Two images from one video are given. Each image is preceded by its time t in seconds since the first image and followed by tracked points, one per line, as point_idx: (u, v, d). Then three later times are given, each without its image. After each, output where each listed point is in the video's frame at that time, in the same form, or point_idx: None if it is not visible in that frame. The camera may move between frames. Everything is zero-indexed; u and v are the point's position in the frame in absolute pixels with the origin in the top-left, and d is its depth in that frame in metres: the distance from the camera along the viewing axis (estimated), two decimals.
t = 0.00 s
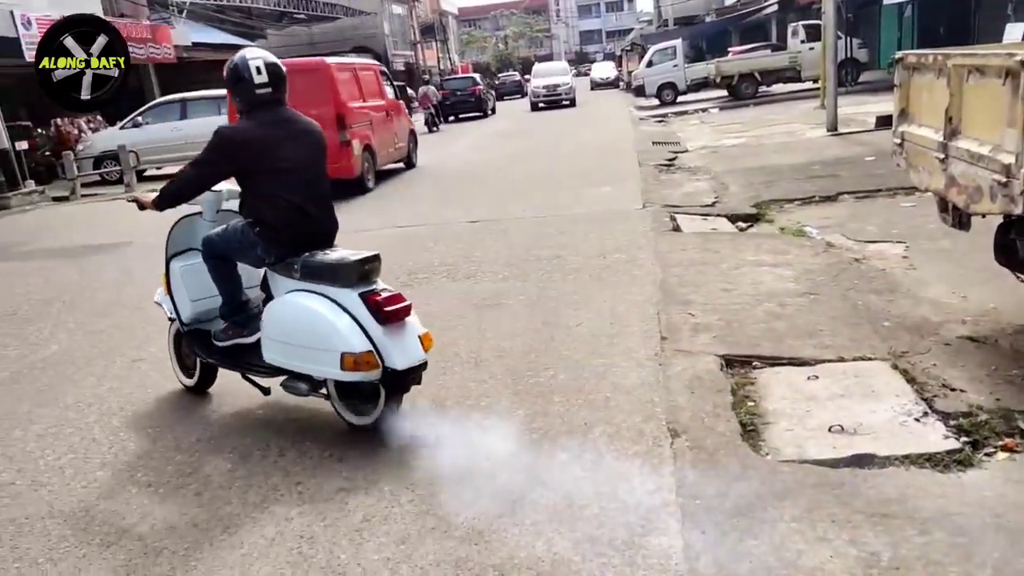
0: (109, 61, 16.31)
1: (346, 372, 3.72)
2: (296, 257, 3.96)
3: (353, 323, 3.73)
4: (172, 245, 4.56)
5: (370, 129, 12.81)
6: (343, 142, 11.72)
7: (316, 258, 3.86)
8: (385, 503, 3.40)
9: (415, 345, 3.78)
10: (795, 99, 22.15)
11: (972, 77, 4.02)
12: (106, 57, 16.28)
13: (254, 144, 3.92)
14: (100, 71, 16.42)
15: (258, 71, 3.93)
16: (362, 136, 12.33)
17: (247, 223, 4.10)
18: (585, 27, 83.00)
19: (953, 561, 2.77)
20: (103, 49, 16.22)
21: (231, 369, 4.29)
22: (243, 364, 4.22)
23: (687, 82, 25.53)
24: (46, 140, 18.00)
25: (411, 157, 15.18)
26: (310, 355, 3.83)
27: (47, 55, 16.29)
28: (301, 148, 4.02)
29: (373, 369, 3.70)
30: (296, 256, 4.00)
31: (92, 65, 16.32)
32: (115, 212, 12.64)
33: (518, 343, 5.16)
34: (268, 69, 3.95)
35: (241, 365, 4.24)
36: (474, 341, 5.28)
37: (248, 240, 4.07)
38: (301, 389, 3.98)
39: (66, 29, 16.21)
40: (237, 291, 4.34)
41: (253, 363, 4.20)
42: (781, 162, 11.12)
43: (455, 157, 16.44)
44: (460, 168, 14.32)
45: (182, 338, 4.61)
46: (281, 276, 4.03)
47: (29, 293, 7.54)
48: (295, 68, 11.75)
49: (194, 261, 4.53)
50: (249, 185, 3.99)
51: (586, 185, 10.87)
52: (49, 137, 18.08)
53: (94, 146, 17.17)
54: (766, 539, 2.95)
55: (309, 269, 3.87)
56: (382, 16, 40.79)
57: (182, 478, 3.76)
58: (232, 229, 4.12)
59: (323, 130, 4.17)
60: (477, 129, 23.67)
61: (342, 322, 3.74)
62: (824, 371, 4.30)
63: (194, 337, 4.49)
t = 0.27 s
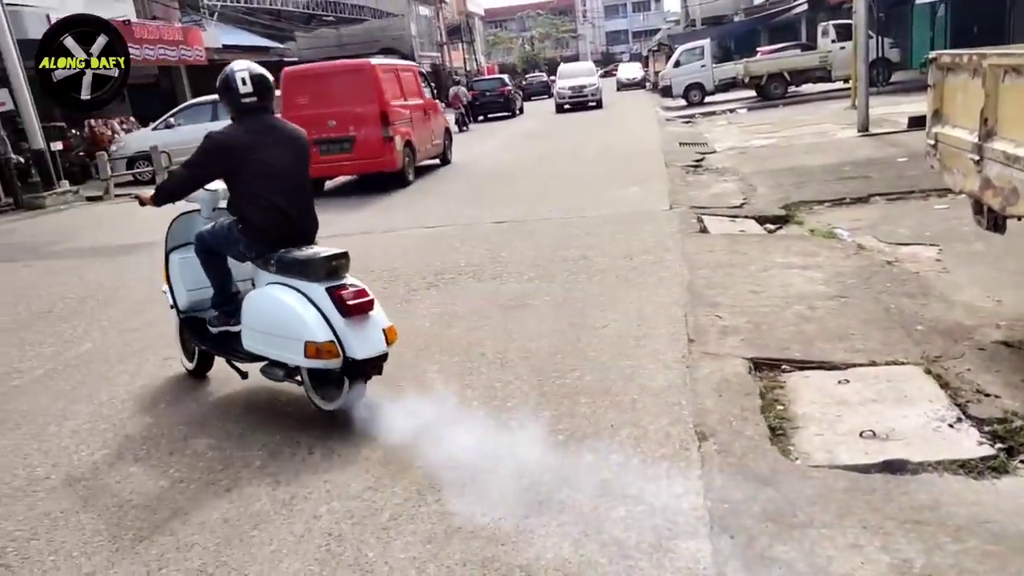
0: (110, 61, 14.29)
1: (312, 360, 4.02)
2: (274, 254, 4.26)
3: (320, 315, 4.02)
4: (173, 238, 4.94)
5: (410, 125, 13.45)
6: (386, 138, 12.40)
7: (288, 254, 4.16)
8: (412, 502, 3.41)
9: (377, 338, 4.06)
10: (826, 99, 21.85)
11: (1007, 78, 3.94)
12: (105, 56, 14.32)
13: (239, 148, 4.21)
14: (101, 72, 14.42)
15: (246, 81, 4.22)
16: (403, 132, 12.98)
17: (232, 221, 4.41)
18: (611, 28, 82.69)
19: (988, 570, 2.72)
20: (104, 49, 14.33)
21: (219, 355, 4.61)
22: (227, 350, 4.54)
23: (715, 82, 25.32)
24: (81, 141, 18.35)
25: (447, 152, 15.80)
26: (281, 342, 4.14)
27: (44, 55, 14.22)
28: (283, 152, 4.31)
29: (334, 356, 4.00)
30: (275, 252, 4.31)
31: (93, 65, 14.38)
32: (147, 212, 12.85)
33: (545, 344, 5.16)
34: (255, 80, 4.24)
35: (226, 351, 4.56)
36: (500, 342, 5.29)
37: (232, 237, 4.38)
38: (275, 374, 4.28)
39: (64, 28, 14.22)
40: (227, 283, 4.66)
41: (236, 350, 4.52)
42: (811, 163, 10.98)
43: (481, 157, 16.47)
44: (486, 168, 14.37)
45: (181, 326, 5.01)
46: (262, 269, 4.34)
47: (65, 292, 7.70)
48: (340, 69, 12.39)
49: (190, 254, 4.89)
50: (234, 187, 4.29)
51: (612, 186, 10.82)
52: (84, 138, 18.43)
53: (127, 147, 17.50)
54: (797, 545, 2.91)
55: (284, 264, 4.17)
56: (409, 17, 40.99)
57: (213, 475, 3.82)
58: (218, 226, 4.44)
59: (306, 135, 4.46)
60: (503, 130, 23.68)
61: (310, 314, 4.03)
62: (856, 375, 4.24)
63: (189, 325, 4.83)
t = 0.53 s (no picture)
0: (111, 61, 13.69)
1: (289, 346, 4.35)
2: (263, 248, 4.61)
3: (298, 305, 4.34)
4: (184, 233, 5.46)
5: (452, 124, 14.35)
6: (432, 135, 13.34)
7: (273, 249, 4.49)
8: (442, 502, 3.44)
9: (351, 328, 4.35)
10: (861, 100, 21.51)
11: None
12: (106, 56, 13.72)
13: (238, 152, 4.60)
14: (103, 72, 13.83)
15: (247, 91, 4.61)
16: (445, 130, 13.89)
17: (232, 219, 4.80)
18: (642, 28, 82.28)
19: None
20: (105, 49, 13.74)
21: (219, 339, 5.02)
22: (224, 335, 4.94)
23: (748, 83, 25.07)
24: (119, 142, 18.74)
25: (485, 150, 16.59)
26: (264, 329, 4.48)
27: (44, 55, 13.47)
28: (278, 156, 4.67)
29: (309, 343, 4.32)
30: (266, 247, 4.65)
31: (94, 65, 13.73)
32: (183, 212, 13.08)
33: (575, 346, 5.15)
34: (256, 90, 4.62)
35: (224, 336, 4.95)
36: (529, 343, 5.30)
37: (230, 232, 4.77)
38: (263, 359, 4.63)
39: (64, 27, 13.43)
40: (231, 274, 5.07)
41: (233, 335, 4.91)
42: (845, 165, 10.82)
43: (511, 158, 16.51)
44: (516, 169, 14.39)
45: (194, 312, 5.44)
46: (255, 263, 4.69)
47: (104, 290, 7.87)
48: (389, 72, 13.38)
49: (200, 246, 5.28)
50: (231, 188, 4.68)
51: (643, 187, 10.77)
52: (122, 139, 18.82)
53: (164, 148, 17.88)
54: (830, 552, 2.88)
55: (269, 257, 4.50)
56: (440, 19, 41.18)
57: (246, 471, 3.88)
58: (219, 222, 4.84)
59: (302, 141, 4.82)
60: (533, 131, 23.68)
61: (289, 303, 4.36)
62: (891, 381, 4.17)
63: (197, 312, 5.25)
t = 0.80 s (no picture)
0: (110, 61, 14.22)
1: (282, 332, 4.76)
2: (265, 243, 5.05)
3: (290, 295, 4.76)
4: (207, 225, 5.95)
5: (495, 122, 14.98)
6: (478, 133, 14.00)
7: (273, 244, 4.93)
8: (473, 502, 3.45)
9: (339, 316, 4.74)
10: (901, 101, 21.10)
11: None
12: (106, 56, 14.25)
13: (248, 153, 5.05)
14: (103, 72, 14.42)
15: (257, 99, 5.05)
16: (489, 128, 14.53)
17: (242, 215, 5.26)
18: (676, 30, 81.75)
19: None
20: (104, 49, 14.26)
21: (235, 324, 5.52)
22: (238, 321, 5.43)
23: (784, 84, 24.75)
24: (159, 142, 19.08)
25: (523, 147, 17.17)
26: (263, 316, 4.90)
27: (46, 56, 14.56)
28: (284, 157, 5.10)
29: (299, 329, 4.73)
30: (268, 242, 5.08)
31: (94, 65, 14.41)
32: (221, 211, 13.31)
33: (606, 348, 5.14)
34: (265, 97, 5.05)
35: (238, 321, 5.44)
36: (560, 345, 5.30)
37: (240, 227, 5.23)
38: (266, 341, 5.08)
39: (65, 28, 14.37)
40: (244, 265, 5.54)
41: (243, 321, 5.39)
42: (885, 168, 10.62)
43: (543, 160, 16.51)
44: (548, 170, 14.39)
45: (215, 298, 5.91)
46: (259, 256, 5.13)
47: (143, 287, 8.04)
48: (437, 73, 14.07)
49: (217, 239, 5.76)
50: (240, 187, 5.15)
51: (676, 189, 10.69)
52: (162, 140, 19.20)
53: (204, 148, 18.10)
54: (867, 561, 2.83)
55: (270, 251, 4.93)
56: (475, 21, 41.36)
57: (281, 467, 3.94)
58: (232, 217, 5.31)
59: (308, 144, 5.25)
60: (565, 132, 23.63)
61: (283, 293, 4.78)
62: (932, 388, 4.09)
63: (218, 299, 5.75)
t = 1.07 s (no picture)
0: (110, 61, 15.62)
1: (285, 319, 5.20)
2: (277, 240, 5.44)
3: (294, 285, 5.19)
4: (236, 220, 6.43)
5: (537, 124, 15.79)
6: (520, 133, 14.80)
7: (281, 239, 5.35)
8: (503, 505, 3.45)
9: (337, 307, 5.13)
10: (942, 104, 20.69)
11: None
12: (105, 56, 15.50)
13: (267, 156, 5.47)
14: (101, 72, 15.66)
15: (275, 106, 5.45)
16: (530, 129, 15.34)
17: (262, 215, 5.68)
18: (710, 32, 81.06)
19: None
20: (104, 49, 15.50)
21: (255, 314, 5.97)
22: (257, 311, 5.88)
23: (820, 87, 24.42)
24: (197, 145, 19.52)
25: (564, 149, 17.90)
26: (272, 304, 5.34)
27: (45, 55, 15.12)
28: (298, 159, 5.49)
29: (300, 318, 5.16)
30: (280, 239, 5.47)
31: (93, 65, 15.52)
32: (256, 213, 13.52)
33: (638, 353, 5.11)
34: (283, 104, 5.45)
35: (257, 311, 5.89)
36: (591, 349, 5.28)
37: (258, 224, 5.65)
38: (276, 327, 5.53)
39: (65, 29, 15.05)
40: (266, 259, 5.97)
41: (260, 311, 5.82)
42: (924, 172, 10.42)
43: (574, 163, 16.49)
44: (579, 173, 14.38)
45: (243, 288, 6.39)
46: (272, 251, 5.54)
47: (180, 287, 8.20)
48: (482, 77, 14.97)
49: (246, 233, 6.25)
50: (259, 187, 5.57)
51: (709, 193, 10.61)
52: (200, 143, 19.56)
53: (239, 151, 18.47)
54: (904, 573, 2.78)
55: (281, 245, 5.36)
56: (508, 24, 41.45)
57: (314, 466, 3.98)
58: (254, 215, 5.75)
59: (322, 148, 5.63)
60: (597, 135, 23.57)
61: (288, 284, 5.21)
62: (973, 398, 4.00)
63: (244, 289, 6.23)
